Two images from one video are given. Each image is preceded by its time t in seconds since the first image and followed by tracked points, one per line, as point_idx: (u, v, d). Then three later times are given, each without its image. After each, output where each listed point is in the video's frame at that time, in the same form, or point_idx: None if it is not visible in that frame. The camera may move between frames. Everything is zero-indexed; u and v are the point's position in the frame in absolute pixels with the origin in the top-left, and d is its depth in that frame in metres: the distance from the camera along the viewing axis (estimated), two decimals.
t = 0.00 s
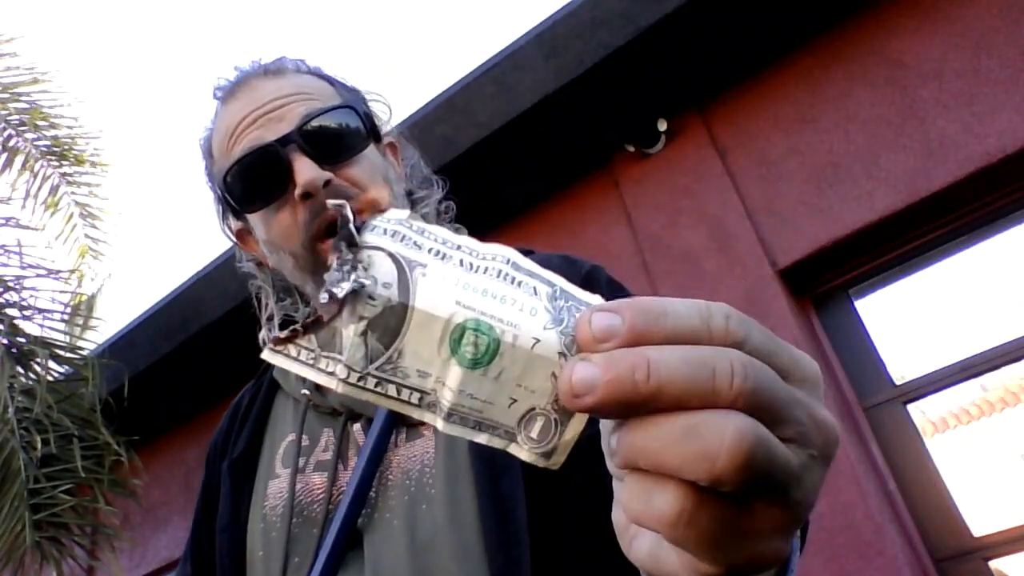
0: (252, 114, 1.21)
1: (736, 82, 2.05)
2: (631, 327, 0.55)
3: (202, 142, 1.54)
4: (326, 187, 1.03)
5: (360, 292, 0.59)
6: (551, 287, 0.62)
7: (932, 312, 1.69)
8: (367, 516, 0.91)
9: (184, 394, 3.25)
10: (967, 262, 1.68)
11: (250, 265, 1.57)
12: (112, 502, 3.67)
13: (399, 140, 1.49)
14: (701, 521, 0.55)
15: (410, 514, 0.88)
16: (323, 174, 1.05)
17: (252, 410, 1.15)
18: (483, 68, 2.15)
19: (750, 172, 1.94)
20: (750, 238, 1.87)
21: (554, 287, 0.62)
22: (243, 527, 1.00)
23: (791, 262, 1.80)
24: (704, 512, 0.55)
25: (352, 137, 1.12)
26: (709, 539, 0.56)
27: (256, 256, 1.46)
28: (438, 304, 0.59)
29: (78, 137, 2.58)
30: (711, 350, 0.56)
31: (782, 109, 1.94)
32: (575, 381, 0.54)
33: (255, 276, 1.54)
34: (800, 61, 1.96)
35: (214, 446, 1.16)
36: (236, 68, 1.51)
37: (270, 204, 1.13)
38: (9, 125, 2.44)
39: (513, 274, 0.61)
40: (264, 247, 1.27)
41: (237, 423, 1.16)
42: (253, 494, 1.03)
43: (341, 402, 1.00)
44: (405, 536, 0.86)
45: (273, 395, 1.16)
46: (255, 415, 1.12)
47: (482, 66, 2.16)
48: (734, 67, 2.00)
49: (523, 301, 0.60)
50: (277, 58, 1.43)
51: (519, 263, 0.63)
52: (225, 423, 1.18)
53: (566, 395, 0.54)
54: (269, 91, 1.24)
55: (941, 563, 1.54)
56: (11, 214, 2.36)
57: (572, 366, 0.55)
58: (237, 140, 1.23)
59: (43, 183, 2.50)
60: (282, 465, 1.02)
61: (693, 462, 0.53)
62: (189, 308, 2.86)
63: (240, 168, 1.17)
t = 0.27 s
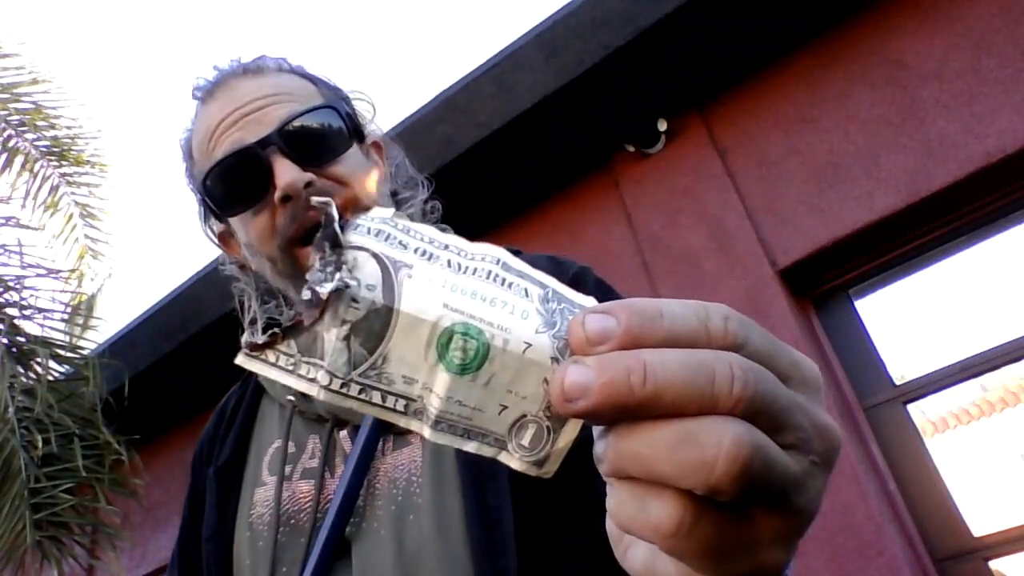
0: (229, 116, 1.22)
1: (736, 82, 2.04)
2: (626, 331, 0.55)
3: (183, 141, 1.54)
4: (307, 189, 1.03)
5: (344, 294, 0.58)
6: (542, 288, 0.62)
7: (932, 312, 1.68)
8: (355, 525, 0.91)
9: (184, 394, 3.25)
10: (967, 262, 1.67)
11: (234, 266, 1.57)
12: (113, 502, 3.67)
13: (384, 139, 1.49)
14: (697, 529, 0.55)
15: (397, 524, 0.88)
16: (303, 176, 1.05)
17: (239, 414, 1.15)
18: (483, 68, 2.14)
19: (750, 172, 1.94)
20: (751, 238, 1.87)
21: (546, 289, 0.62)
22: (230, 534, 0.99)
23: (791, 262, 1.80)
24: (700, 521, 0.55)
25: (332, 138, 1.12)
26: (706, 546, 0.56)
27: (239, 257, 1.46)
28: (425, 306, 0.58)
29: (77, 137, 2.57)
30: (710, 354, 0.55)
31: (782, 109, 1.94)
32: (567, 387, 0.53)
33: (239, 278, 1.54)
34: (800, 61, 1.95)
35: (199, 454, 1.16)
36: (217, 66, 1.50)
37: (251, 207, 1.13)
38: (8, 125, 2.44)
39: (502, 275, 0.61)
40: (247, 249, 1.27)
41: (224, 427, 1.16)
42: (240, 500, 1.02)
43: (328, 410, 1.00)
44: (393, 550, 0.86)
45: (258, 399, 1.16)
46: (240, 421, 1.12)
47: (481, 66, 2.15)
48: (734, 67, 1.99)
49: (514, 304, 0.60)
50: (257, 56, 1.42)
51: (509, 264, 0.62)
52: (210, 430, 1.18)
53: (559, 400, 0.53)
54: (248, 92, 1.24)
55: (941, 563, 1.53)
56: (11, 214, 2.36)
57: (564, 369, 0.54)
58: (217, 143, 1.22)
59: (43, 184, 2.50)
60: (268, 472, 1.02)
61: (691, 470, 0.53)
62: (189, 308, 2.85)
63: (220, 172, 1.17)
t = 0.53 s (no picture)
0: (216, 118, 1.21)
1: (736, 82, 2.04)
2: (600, 324, 0.55)
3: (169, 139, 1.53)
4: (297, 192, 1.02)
5: (330, 292, 0.57)
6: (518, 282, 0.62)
7: (931, 312, 1.69)
8: (364, 520, 0.90)
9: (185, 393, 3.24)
10: (967, 262, 1.68)
11: (224, 265, 1.56)
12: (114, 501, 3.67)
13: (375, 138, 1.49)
14: (678, 515, 0.56)
15: (404, 518, 0.88)
16: (292, 181, 1.05)
17: (230, 405, 1.13)
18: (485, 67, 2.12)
19: (750, 172, 1.94)
20: (751, 238, 1.87)
21: (522, 283, 0.62)
22: (230, 522, 0.97)
23: (791, 261, 1.80)
24: (680, 506, 0.56)
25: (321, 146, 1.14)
26: (686, 529, 0.56)
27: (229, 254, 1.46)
28: (405, 304, 0.58)
29: (77, 137, 2.57)
30: (681, 345, 0.55)
31: (782, 109, 1.94)
32: (543, 380, 0.53)
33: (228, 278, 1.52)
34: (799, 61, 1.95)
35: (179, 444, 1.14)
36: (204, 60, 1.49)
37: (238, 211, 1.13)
38: (8, 125, 2.44)
39: (480, 271, 0.61)
40: (235, 249, 1.28)
41: (213, 414, 1.14)
42: (239, 493, 1.01)
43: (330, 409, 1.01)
44: (401, 542, 0.86)
45: (252, 392, 1.14)
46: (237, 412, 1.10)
47: (481, 66, 2.15)
48: (733, 67, 1.99)
49: (491, 299, 0.60)
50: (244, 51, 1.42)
51: (487, 261, 0.62)
52: (191, 422, 1.16)
53: (536, 395, 0.54)
54: (234, 92, 1.24)
55: (941, 563, 1.55)
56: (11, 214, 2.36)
57: (541, 363, 0.55)
58: (204, 144, 1.22)
59: (43, 184, 2.49)
60: (270, 468, 1.02)
61: (666, 456, 0.54)
62: (189, 308, 2.85)
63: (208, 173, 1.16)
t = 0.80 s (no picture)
0: (218, 112, 1.21)
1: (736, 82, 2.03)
2: (568, 312, 0.55)
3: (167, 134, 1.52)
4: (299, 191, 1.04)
5: (318, 294, 0.57)
6: (491, 276, 0.62)
7: (932, 312, 1.69)
8: (391, 511, 0.88)
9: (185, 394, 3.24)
10: (967, 262, 1.67)
11: (219, 261, 1.55)
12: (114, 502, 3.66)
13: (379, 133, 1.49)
14: (649, 489, 0.56)
15: (434, 504, 0.86)
16: (295, 178, 1.06)
17: (231, 392, 1.09)
18: (485, 67, 2.11)
19: (750, 172, 1.94)
20: (751, 238, 1.86)
21: (496, 276, 0.62)
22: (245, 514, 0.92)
23: (791, 261, 1.79)
24: (650, 480, 0.56)
25: (325, 142, 1.14)
26: (656, 504, 0.56)
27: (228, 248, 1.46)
28: (388, 299, 0.58)
29: (77, 136, 2.56)
30: (644, 332, 0.55)
31: (781, 109, 1.93)
32: (514, 368, 0.54)
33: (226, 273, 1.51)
34: (800, 61, 1.94)
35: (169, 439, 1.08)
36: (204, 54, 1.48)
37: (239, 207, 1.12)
38: (8, 125, 2.44)
39: (457, 267, 0.61)
40: (234, 243, 1.28)
41: (213, 400, 1.10)
42: (254, 483, 0.97)
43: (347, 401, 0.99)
44: (434, 527, 0.84)
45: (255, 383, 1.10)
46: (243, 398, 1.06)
47: (482, 66, 2.14)
48: (733, 67, 1.99)
49: (466, 292, 0.60)
50: (247, 43, 1.41)
51: (462, 255, 0.62)
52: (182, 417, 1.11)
53: (510, 380, 0.55)
54: (236, 87, 1.23)
55: (941, 563, 1.55)
56: (11, 214, 2.36)
57: (514, 353, 0.55)
58: (207, 139, 1.22)
59: (43, 183, 2.49)
60: (285, 459, 0.99)
61: (630, 431, 0.54)
62: (189, 307, 2.85)
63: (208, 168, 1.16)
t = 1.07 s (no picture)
0: (227, 104, 1.22)
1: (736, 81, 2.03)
2: (583, 296, 0.58)
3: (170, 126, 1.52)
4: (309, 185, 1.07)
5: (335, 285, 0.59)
6: (505, 261, 0.64)
7: (932, 312, 1.69)
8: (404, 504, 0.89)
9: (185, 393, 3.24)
10: (967, 262, 1.68)
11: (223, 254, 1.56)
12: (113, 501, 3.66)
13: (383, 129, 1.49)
14: (666, 469, 0.58)
15: (449, 496, 0.89)
16: (305, 172, 1.08)
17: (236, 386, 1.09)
18: (484, 67, 2.12)
19: (750, 172, 1.94)
20: (750, 238, 1.87)
21: (509, 261, 0.64)
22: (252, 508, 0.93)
23: (792, 261, 1.80)
24: (667, 460, 0.58)
25: (332, 135, 1.16)
26: (674, 483, 0.59)
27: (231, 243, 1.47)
28: (404, 286, 0.60)
29: (77, 136, 2.57)
30: (658, 314, 0.58)
31: (782, 109, 1.94)
32: (531, 352, 0.56)
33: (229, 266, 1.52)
34: (800, 61, 1.94)
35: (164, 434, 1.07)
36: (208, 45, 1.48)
37: (249, 200, 1.14)
38: (8, 125, 2.44)
39: (471, 252, 0.63)
40: (240, 237, 1.30)
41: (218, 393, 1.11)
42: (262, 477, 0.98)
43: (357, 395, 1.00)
44: (449, 521, 0.86)
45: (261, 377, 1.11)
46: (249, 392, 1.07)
47: (482, 66, 2.14)
48: (734, 67, 1.99)
49: (481, 278, 0.62)
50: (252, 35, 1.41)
51: (477, 241, 0.64)
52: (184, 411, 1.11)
53: (526, 365, 0.56)
54: (245, 79, 1.24)
55: (941, 563, 1.55)
56: (11, 214, 2.36)
57: (530, 335, 0.57)
58: (215, 132, 1.23)
59: (43, 183, 2.49)
60: (293, 452, 1.00)
61: (647, 412, 0.56)
62: (190, 307, 2.85)
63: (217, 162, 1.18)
